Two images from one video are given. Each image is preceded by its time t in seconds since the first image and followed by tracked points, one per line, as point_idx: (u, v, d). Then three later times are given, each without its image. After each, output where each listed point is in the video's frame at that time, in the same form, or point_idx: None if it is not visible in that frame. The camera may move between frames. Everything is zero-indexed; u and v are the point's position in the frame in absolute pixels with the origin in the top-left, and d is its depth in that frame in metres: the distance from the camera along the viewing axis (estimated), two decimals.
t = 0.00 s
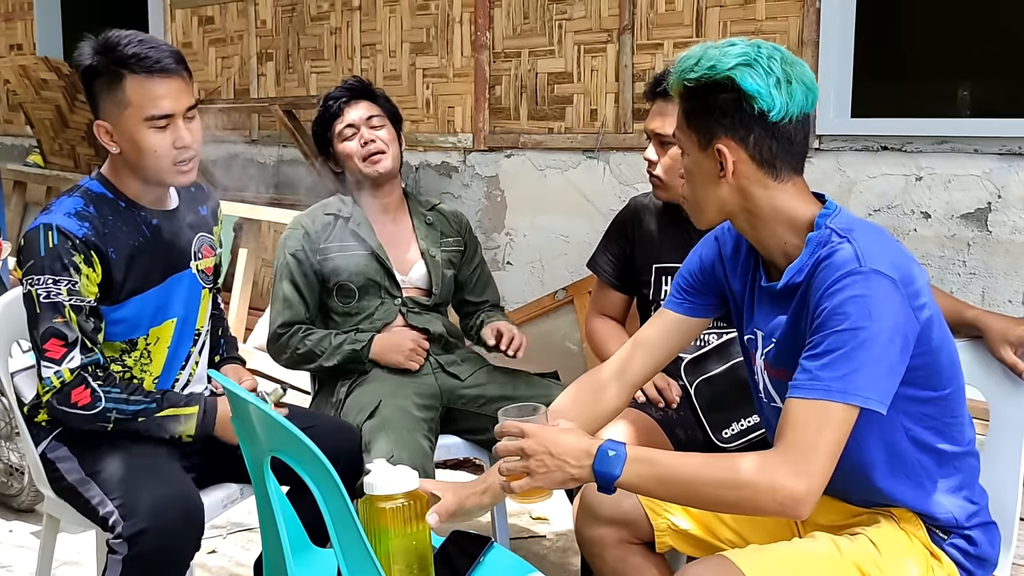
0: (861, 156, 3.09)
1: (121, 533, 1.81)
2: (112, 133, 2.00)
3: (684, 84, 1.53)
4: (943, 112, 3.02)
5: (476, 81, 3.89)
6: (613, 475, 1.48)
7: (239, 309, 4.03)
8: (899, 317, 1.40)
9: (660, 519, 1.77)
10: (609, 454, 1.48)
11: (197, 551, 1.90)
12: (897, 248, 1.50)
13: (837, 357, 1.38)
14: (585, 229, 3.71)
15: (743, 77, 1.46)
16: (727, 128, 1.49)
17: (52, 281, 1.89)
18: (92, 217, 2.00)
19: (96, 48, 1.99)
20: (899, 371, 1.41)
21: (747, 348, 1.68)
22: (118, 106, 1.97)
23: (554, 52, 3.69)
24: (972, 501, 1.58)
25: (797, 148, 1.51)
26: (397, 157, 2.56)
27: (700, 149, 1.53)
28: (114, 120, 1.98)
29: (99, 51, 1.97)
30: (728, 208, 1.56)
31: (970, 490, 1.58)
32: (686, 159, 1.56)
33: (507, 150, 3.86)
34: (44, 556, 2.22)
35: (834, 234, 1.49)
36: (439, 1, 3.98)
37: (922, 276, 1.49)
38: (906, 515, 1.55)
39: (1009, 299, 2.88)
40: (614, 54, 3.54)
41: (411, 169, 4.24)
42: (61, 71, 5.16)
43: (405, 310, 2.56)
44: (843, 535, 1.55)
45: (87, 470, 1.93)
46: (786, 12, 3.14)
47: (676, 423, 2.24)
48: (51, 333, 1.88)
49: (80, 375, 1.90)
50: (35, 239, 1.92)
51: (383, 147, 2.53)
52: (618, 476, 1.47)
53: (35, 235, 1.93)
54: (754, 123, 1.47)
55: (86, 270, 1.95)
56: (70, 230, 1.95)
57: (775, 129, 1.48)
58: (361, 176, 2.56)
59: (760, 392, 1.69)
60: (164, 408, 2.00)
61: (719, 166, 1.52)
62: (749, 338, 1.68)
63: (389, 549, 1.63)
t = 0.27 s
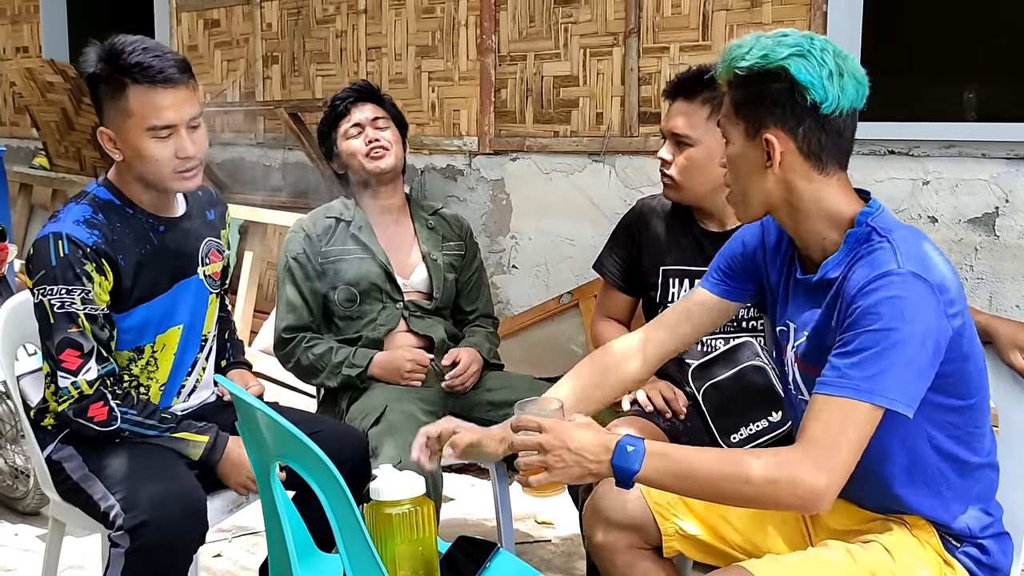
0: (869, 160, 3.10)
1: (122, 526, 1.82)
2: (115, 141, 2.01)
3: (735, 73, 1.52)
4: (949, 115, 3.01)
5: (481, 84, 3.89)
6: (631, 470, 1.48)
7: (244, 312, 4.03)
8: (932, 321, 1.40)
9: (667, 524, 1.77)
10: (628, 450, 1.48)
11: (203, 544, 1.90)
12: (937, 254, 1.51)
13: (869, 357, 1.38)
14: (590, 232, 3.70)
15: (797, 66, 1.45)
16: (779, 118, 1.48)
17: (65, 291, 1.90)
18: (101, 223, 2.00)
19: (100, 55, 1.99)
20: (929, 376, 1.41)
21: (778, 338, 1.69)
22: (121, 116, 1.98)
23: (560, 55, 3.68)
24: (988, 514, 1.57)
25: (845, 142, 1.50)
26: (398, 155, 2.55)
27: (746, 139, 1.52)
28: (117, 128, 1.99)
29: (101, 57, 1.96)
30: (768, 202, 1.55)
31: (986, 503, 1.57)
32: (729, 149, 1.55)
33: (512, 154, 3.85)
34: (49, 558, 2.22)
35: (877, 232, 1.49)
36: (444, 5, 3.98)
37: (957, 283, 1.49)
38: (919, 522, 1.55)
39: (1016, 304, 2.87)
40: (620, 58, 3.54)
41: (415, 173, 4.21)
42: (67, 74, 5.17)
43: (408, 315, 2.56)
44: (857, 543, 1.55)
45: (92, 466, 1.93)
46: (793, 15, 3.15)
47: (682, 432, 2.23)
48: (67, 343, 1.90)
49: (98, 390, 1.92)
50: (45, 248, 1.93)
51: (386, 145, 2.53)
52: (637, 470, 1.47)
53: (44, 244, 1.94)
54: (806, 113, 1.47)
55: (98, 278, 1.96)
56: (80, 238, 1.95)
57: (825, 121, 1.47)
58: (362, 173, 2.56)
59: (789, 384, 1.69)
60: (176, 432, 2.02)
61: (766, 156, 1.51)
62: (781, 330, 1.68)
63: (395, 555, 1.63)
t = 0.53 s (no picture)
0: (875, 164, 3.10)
1: (128, 540, 1.81)
2: (110, 141, 2.02)
3: (800, 53, 1.54)
4: (953, 118, 3.01)
5: (485, 87, 3.89)
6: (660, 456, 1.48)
7: (248, 315, 4.04)
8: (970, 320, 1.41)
9: (673, 527, 1.75)
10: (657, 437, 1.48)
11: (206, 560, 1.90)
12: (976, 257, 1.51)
13: (909, 350, 1.38)
14: (594, 235, 3.70)
15: (864, 52, 1.47)
16: (838, 102, 1.51)
17: (76, 299, 1.90)
18: (108, 230, 2.00)
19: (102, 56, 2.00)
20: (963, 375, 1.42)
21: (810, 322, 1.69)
22: (114, 118, 1.98)
23: (564, 58, 3.68)
24: (1001, 522, 1.57)
25: (901, 133, 1.52)
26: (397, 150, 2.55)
27: (804, 122, 1.55)
28: (111, 131, 2.00)
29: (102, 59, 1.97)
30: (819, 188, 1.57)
31: (1000, 511, 1.57)
32: (784, 129, 1.58)
33: (517, 156, 3.85)
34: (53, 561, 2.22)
35: (922, 228, 1.50)
36: (448, 8, 3.97)
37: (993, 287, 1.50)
38: (928, 528, 1.55)
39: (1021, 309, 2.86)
40: (624, 61, 3.53)
41: (420, 175, 4.20)
42: (71, 76, 5.18)
43: (411, 318, 2.54)
44: (868, 549, 1.54)
45: (97, 475, 1.93)
46: (797, 18, 3.14)
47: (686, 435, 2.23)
48: (78, 351, 1.89)
49: (111, 397, 1.91)
50: (54, 256, 1.94)
51: (383, 141, 2.53)
52: (665, 457, 1.47)
53: (53, 251, 1.95)
54: (866, 100, 1.49)
55: (108, 284, 1.96)
56: (89, 246, 1.96)
57: (884, 109, 1.49)
58: (361, 173, 2.53)
59: (823, 373, 1.69)
60: (188, 442, 2.01)
61: (821, 139, 1.53)
62: (816, 318, 1.68)
63: (397, 561, 1.63)
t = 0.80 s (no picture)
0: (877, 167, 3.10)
1: (128, 529, 1.81)
2: (110, 140, 2.01)
3: (843, 48, 1.54)
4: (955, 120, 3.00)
5: (487, 89, 3.89)
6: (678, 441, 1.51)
7: (249, 316, 4.04)
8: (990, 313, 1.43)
9: (673, 527, 1.75)
10: (676, 421, 1.51)
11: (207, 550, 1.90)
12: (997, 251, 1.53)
13: (932, 340, 1.40)
14: (595, 237, 3.70)
15: (912, 49, 1.49)
16: (887, 97, 1.50)
17: (73, 302, 1.91)
18: (107, 234, 2.01)
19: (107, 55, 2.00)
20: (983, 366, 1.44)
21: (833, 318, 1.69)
22: (115, 117, 1.98)
23: (566, 60, 3.68)
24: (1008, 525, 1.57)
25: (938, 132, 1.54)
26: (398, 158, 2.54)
27: (847, 116, 1.54)
28: (111, 130, 1.99)
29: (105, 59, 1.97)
30: (849, 178, 1.56)
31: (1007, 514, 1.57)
32: (823, 122, 1.57)
33: (518, 159, 3.85)
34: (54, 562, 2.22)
35: (950, 221, 1.51)
36: (450, 9, 3.98)
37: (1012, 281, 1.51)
38: (931, 532, 1.55)
39: None
40: (625, 63, 3.53)
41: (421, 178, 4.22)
42: (74, 78, 5.20)
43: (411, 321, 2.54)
44: (874, 554, 1.54)
45: (97, 472, 1.92)
46: (799, 21, 3.14)
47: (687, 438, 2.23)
48: (76, 354, 1.90)
49: (106, 400, 1.93)
50: (53, 259, 1.95)
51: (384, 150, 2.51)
52: (684, 440, 1.50)
53: (51, 254, 1.95)
54: (914, 96, 1.50)
55: (106, 289, 1.98)
56: (87, 249, 1.96)
57: (929, 105, 1.51)
58: (361, 181, 2.55)
59: (842, 366, 1.69)
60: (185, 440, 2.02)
61: (865, 133, 1.53)
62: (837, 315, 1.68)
63: (397, 563, 1.62)
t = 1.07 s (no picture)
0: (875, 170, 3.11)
1: (129, 541, 1.82)
2: (116, 143, 2.03)
3: (878, 54, 1.53)
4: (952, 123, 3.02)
5: (487, 92, 3.90)
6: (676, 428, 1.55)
7: (250, 318, 4.06)
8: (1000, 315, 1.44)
9: (668, 533, 1.75)
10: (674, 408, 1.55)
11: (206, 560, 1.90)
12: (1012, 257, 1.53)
13: (937, 335, 1.41)
14: (595, 239, 3.71)
15: (946, 46, 1.55)
16: (932, 95, 1.53)
17: (74, 304, 1.91)
18: (107, 236, 2.02)
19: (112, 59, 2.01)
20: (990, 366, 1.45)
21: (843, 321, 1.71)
22: (121, 118, 1.99)
23: (566, 64, 3.69)
24: (1002, 531, 1.57)
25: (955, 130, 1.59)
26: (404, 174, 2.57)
27: (892, 118, 1.52)
28: (117, 132, 2.00)
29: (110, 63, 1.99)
30: (885, 181, 1.54)
31: (1002, 519, 1.58)
32: (865, 130, 1.53)
33: (518, 161, 3.86)
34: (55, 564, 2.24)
35: (961, 222, 1.52)
36: (450, 13, 3.99)
37: None
38: (924, 535, 1.56)
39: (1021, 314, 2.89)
40: (625, 66, 3.54)
41: (422, 181, 4.24)
42: (75, 80, 5.22)
43: (412, 323, 2.56)
44: (865, 557, 1.55)
45: (98, 479, 1.94)
46: (797, 25, 3.15)
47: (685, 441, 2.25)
48: (77, 355, 1.90)
49: (108, 401, 1.93)
50: (54, 262, 1.95)
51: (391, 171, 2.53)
52: (682, 427, 1.54)
53: (53, 257, 1.96)
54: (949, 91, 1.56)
55: (106, 291, 1.98)
56: (88, 252, 1.97)
57: (957, 98, 1.58)
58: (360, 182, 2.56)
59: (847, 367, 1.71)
60: (186, 441, 2.02)
61: (912, 134, 1.53)
62: (850, 318, 1.69)
63: (396, 565, 1.64)
